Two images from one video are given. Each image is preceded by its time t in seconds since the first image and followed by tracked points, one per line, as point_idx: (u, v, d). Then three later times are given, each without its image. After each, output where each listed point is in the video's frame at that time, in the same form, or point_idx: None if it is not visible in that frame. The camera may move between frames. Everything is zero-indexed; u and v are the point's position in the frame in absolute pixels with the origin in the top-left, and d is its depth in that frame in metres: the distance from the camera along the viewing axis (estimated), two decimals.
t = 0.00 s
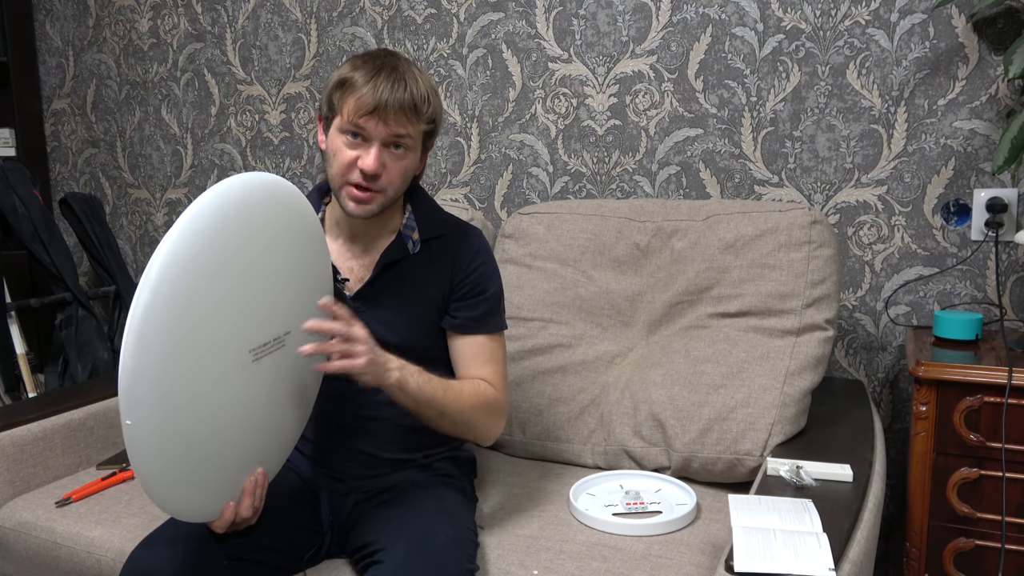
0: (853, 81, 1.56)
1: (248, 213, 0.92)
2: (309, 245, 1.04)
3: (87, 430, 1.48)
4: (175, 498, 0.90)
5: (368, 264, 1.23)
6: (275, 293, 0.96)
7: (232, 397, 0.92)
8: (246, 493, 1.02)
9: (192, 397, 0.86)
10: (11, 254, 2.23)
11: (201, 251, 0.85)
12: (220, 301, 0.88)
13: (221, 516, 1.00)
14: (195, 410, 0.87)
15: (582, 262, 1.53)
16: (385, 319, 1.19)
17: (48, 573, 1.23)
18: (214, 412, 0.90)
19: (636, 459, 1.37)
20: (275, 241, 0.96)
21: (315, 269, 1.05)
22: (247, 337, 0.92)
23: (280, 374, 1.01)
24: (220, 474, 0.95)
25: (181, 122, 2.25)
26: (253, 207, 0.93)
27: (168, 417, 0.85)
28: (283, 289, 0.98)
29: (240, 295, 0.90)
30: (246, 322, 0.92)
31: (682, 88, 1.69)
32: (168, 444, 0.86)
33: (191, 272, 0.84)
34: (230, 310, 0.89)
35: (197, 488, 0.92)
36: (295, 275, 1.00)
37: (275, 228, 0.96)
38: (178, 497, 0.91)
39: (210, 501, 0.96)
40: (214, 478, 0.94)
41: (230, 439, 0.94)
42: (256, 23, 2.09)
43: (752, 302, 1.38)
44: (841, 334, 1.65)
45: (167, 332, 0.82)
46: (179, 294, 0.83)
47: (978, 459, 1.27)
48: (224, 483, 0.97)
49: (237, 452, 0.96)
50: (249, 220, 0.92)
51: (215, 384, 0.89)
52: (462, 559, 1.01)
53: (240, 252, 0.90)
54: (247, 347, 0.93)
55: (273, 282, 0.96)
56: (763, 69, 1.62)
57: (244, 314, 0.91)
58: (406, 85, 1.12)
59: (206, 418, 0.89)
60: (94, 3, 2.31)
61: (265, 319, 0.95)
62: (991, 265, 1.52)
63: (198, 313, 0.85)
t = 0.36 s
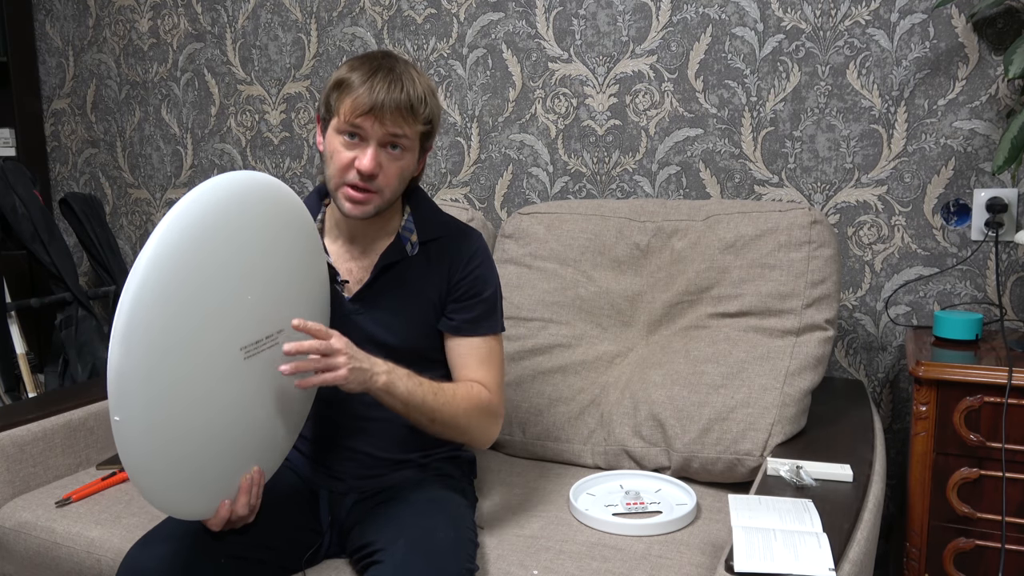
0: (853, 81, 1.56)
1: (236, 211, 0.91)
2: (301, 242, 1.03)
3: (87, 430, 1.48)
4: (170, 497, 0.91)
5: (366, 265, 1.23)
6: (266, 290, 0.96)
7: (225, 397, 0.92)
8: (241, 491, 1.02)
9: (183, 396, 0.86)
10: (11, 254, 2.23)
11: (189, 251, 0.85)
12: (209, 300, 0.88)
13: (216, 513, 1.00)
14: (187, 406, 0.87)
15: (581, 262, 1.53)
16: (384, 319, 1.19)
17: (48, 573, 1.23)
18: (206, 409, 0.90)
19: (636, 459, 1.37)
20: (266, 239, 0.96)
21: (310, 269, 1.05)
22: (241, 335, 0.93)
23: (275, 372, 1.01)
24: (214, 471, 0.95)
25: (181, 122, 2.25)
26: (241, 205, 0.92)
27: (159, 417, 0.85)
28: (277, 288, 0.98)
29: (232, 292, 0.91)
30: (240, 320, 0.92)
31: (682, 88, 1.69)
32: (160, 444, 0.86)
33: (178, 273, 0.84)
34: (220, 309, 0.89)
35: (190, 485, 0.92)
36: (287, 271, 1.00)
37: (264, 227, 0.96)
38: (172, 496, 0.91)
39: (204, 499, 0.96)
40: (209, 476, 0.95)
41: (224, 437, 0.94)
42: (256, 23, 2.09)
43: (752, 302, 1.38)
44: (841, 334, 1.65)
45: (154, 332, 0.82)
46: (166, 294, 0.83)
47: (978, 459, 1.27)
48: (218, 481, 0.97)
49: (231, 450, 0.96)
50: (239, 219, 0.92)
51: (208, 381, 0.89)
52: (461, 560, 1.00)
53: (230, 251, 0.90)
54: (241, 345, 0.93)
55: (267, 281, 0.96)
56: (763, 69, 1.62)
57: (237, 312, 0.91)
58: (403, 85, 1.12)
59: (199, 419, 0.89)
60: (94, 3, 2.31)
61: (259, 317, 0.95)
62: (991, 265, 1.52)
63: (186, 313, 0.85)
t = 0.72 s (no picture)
0: (853, 81, 1.56)
1: (233, 213, 0.91)
2: (298, 242, 1.03)
3: (87, 430, 1.48)
4: (171, 500, 0.91)
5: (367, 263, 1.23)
6: (264, 292, 0.96)
7: (224, 398, 0.92)
8: (241, 492, 1.02)
9: (182, 398, 0.86)
10: (10, 254, 2.23)
11: (186, 254, 0.84)
12: (206, 302, 0.87)
13: (217, 514, 1.00)
14: (187, 407, 0.87)
15: (581, 262, 1.53)
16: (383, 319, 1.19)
17: (48, 573, 1.23)
18: (206, 410, 0.90)
19: (636, 459, 1.37)
20: (263, 241, 0.96)
21: (310, 270, 1.06)
22: (240, 336, 0.93)
23: (274, 373, 1.01)
24: (213, 474, 0.95)
25: (181, 122, 2.25)
26: (238, 207, 0.92)
27: (158, 421, 0.85)
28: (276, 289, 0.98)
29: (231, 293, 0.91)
30: (238, 321, 0.92)
31: (682, 88, 1.69)
32: (159, 448, 0.86)
33: (175, 273, 0.83)
34: (218, 311, 0.89)
35: (189, 487, 0.92)
36: (285, 273, 1.00)
37: (263, 228, 0.96)
38: (173, 498, 0.91)
39: (203, 501, 0.96)
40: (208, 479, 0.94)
41: (224, 440, 0.94)
42: (257, 23, 2.09)
43: (752, 302, 1.38)
44: (841, 334, 1.65)
45: (151, 333, 0.82)
46: (163, 298, 0.82)
47: (978, 459, 1.27)
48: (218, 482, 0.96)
49: (231, 452, 0.96)
50: (238, 220, 0.92)
51: (207, 382, 0.89)
52: (462, 560, 1.01)
53: (227, 254, 0.90)
54: (239, 346, 0.93)
55: (265, 282, 0.96)
56: (763, 69, 1.62)
57: (235, 313, 0.91)
58: (398, 78, 1.13)
59: (199, 420, 0.89)
60: (94, 3, 2.31)
61: (257, 318, 0.95)
62: (991, 265, 1.52)
63: (184, 316, 0.85)
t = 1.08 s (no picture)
0: (853, 81, 1.56)
1: (247, 215, 0.92)
2: (304, 248, 1.03)
3: (87, 430, 1.48)
4: (172, 500, 0.90)
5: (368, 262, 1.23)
6: (273, 295, 0.96)
7: (231, 401, 0.92)
8: (246, 495, 1.02)
9: (191, 402, 0.86)
10: (11, 254, 2.23)
11: (201, 252, 0.85)
12: (218, 301, 0.88)
13: (222, 518, 1.00)
14: (196, 411, 0.87)
15: (581, 262, 1.53)
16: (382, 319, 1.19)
17: (48, 573, 1.23)
18: (213, 414, 0.90)
19: (636, 459, 1.37)
20: (274, 245, 0.96)
21: (313, 273, 1.06)
22: (248, 339, 0.93)
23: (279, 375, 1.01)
24: (218, 477, 0.95)
25: (181, 122, 2.25)
26: (253, 210, 0.93)
27: (164, 416, 0.84)
28: (283, 293, 0.98)
29: (240, 297, 0.91)
30: (247, 325, 0.92)
31: (682, 88, 1.69)
32: (164, 444, 0.85)
33: (187, 277, 0.83)
34: (229, 311, 0.89)
35: (195, 490, 0.92)
36: (293, 277, 1.00)
37: (270, 231, 0.96)
38: (179, 502, 0.91)
39: (209, 504, 0.96)
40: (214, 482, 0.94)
41: (229, 443, 0.94)
42: (256, 23, 2.09)
43: (752, 302, 1.38)
44: (841, 334, 1.65)
45: (163, 336, 0.82)
46: (178, 295, 0.83)
47: (978, 459, 1.27)
48: (223, 485, 0.97)
49: (236, 455, 0.96)
50: (247, 224, 0.92)
51: (216, 386, 0.89)
52: (461, 560, 1.01)
53: (240, 254, 0.90)
54: (247, 350, 0.93)
55: (274, 287, 0.96)
56: (763, 69, 1.62)
57: (244, 317, 0.92)
58: (394, 78, 1.12)
59: (207, 423, 0.89)
60: (94, 3, 2.31)
61: (265, 322, 0.95)
62: (991, 265, 1.52)
63: (196, 313, 0.85)
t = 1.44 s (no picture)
0: (853, 81, 1.56)
1: (245, 214, 0.92)
2: (304, 248, 1.04)
3: (87, 430, 1.48)
4: (171, 499, 0.90)
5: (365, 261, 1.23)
6: (270, 295, 0.96)
7: (229, 400, 0.92)
8: (246, 495, 1.02)
9: (190, 400, 0.86)
10: (10, 254, 2.23)
11: (197, 253, 0.85)
12: (217, 300, 0.88)
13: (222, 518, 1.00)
14: (194, 410, 0.87)
15: (581, 262, 1.53)
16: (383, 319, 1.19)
17: (48, 573, 1.23)
18: (212, 413, 0.90)
19: (636, 459, 1.37)
20: (273, 244, 0.96)
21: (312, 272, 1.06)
22: (246, 339, 0.93)
23: (278, 374, 1.01)
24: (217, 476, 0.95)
25: (181, 122, 2.25)
26: (249, 210, 0.92)
27: (162, 416, 0.84)
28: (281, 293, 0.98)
29: (238, 296, 0.91)
30: (245, 324, 0.92)
31: (682, 88, 1.69)
32: (162, 444, 0.85)
33: (185, 275, 0.83)
34: (226, 310, 0.89)
35: (193, 489, 0.92)
36: (291, 277, 1.00)
37: (269, 231, 0.96)
38: (177, 501, 0.91)
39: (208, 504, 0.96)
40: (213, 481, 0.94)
41: (228, 442, 0.94)
42: (256, 23, 2.09)
43: (752, 302, 1.38)
44: (841, 334, 1.65)
45: (162, 335, 0.82)
46: (174, 295, 0.82)
47: (978, 459, 1.27)
48: (223, 484, 0.97)
49: (235, 454, 0.96)
50: (246, 223, 0.92)
51: (214, 384, 0.89)
52: (461, 560, 1.01)
53: (237, 254, 0.90)
54: (245, 349, 0.93)
55: (272, 286, 0.96)
56: (763, 69, 1.62)
57: (242, 316, 0.92)
58: (364, 75, 1.10)
59: (206, 422, 0.89)
60: (94, 3, 2.31)
61: (263, 321, 0.95)
62: (991, 265, 1.52)
63: (193, 313, 0.85)
